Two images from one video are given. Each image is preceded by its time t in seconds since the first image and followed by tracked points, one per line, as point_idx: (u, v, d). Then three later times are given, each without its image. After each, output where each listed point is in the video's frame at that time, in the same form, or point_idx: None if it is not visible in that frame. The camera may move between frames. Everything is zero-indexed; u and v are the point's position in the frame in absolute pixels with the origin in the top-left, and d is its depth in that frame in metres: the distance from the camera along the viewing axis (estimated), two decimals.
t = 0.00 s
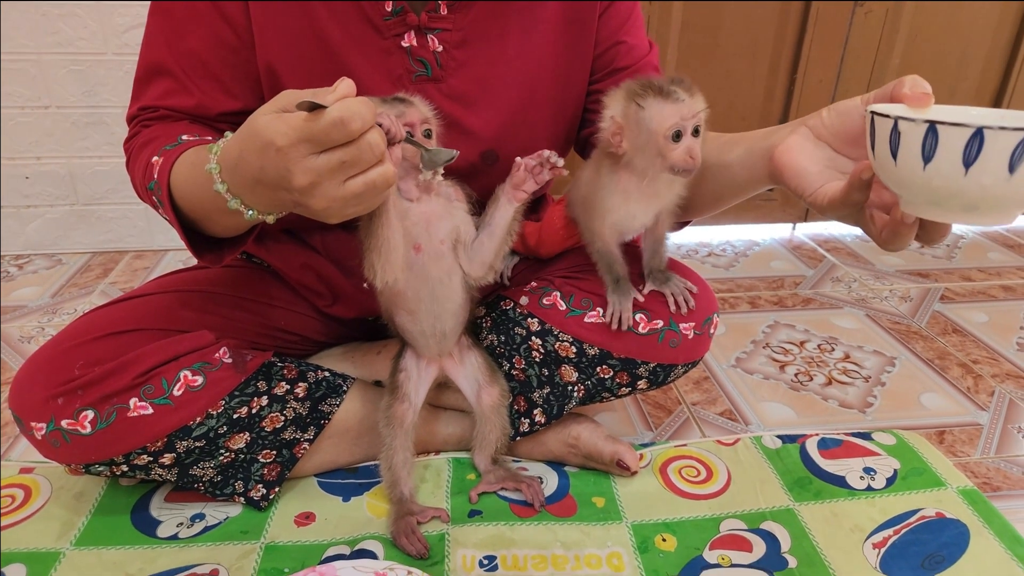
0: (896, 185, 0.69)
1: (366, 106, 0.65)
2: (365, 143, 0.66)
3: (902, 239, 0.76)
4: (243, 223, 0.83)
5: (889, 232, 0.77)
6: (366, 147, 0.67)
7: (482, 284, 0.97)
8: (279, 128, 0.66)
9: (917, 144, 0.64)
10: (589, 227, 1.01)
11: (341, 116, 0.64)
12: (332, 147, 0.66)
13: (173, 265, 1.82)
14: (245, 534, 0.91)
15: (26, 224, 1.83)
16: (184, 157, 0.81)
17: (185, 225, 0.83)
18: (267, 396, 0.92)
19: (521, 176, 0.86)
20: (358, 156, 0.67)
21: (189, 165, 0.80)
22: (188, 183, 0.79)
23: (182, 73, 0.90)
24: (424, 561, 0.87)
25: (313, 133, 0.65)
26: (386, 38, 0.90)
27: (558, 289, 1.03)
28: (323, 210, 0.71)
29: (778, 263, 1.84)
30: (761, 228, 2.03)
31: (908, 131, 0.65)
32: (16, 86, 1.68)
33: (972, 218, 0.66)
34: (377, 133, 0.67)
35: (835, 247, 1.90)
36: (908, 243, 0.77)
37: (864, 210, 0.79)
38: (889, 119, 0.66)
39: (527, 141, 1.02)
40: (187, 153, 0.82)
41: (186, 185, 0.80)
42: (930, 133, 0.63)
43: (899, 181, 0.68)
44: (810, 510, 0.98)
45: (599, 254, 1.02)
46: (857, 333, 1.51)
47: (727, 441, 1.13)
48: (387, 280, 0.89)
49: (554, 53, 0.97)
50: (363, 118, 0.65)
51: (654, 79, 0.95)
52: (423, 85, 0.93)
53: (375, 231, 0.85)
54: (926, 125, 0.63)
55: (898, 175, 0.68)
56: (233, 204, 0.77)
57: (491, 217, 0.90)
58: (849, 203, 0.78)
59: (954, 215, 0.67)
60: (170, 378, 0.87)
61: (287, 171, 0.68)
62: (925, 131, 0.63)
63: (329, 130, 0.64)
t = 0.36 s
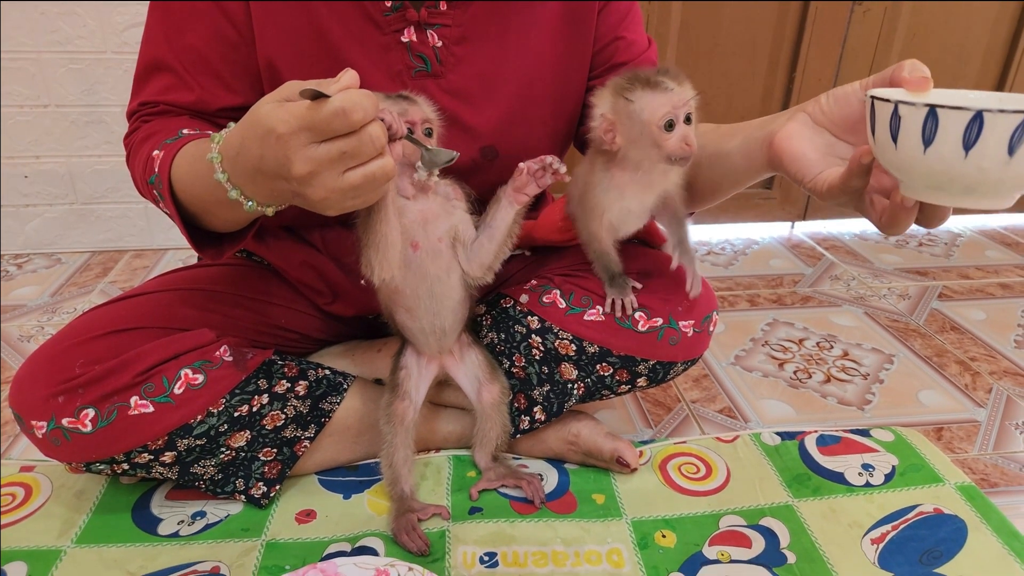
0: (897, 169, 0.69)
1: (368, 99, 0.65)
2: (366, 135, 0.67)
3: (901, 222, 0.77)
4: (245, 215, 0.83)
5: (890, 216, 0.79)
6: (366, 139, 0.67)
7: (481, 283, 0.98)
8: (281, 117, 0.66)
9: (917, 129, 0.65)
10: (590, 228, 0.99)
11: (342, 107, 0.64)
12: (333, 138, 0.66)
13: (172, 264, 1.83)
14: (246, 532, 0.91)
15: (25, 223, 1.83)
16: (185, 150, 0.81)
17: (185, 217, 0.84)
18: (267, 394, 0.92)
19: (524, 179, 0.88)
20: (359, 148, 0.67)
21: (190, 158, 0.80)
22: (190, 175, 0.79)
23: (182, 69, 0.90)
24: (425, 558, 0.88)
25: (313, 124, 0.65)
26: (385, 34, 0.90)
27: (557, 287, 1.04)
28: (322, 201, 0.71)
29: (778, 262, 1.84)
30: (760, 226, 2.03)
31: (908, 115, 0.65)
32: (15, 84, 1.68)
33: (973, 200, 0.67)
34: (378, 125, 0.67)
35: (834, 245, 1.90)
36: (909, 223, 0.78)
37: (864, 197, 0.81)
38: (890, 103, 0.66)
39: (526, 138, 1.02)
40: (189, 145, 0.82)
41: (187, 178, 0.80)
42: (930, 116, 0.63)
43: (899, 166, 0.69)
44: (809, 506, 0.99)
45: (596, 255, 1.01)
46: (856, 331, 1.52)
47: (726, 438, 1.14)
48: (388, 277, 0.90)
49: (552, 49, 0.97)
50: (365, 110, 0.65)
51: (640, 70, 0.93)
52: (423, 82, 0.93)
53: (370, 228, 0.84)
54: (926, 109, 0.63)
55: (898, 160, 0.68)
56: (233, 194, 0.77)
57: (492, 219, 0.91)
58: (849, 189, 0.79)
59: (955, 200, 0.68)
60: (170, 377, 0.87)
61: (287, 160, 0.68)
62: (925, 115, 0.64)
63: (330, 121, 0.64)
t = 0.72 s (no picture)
0: (910, 124, 0.70)
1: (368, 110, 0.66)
2: (365, 145, 0.68)
3: (914, 182, 0.78)
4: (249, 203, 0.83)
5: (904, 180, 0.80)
6: (364, 150, 0.68)
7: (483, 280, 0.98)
8: (279, 122, 0.66)
9: (933, 78, 0.65)
10: (599, 225, 0.98)
11: (343, 120, 0.65)
12: (331, 147, 0.67)
13: (174, 262, 1.84)
14: (249, 529, 0.91)
15: (26, 221, 1.82)
16: (192, 138, 0.81)
17: (192, 206, 0.84)
18: (271, 392, 0.92)
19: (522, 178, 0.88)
20: (357, 157, 0.68)
21: (197, 148, 0.80)
22: (198, 165, 0.79)
23: (187, 56, 0.91)
24: (427, 555, 0.88)
25: (312, 133, 0.66)
26: (387, 21, 0.90)
27: (560, 285, 1.04)
28: (317, 202, 0.73)
29: (779, 260, 1.85)
30: (761, 226, 2.04)
31: (925, 65, 0.65)
32: (16, 82, 1.67)
33: (989, 150, 0.67)
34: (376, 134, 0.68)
35: (835, 245, 1.90)
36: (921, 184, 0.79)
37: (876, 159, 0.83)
38: (907, 54, 0.67)
39: (530, 126, 1.02)
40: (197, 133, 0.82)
41: (195, 166, 0.80)
42: (947, 64, 0.63)
43: (912, 120, 0.70)
44: (811, 505, 0.99)
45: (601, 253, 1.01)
46: (857, 331, 1.52)
47: (728, 437, 1.14)
48: (391, 274, 0.90)
49: (554, 38, 0.97)
50: (364, 124, 0.66)
51: (631, 58, 0.93)
52: (425, 70, 0.93)
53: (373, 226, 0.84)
54: (944, 56, 0.63)
55: (915, 112, 0.68)
56: (239, 181, 0.76)
57: (491, 218, 0.92)
58: (859, 152, 0.82)
59: (968, 149, 0.68)
60: (174, 373, 0.88)
61: (284, 164, 0.69)
62: (942, 64, 0.64)
63: (329, 132, 0.65)
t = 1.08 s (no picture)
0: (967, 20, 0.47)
1: (359, 144, 0.66)
2: (359, 173, 0.69)
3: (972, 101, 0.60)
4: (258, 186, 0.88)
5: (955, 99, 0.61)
6: (358, 176, 0.69)
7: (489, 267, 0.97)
8: (278, 147, 0.69)
9: None
10: (603, 220, 0.96)
11: (332, 155, 0.65)
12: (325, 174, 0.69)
13: (173, 260, 1.84)
14: (250, 527, 0.91)
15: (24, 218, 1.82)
16: (203, 124, 0.85)
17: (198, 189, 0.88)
18: (272, 390, 0.93)
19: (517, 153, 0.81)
20: (351, 181, 0.70)
21: (209, 135, 0.83)
22: (208, 149, 0.83)
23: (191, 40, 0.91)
24: (428, 554, 0.88)
25: (306, 163, 0.68)
26: None
27: (561, 284, 1.04)
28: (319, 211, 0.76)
29: (779, 262, 1.81)
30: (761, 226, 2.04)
31: None
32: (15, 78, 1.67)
33: None
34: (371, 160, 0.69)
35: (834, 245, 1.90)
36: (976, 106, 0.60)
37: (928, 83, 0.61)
38: None
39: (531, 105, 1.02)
40: (207, 120, 0.85)
41: (207, 152, 0.84)
42: None
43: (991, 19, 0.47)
44: (810, 505, 0.99)
45: (606, 250, 1.00)
46: (858, 332, 1.52)
47: (728, 437, 1.14)
48: (394, 272, 0.90)
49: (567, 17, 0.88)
50: (354, 157, 0.66)
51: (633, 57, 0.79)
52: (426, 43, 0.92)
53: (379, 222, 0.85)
54: None
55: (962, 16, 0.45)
56: (243, 156, 0.80)
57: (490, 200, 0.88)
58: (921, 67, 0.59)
59: None
60: (176, 372, 0.88)
61: (285, 181, 0.72)
62: None
63: (314, 165, 0.67)
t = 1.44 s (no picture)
0: None
1: (336, 150, 0.68)
2: (341, 173, 0.71)
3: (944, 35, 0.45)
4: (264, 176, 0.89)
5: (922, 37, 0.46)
6: (341, 176, 0.72)
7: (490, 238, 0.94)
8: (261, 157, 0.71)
9: None
10: (584, 222, 0.99)
11: (310, 164, 0.68)
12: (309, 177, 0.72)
13: (170, 261, 1.84)
14: (247, 528, 0.91)
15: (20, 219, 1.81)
16: (207, 119, 0.85)
17: (204, 178, 0.89)
18: (269, 391, 0.92)
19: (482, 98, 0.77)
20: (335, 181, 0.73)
21: (213, 128, 0.84)
22: (213, 142, 0.83)
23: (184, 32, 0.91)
24: (425, 555, 0.88)
25: (289, 170, 0.71)
26: None
27: (557, 282, 1.04)
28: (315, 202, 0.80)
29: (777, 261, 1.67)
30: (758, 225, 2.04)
31: None
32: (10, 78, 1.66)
33: None
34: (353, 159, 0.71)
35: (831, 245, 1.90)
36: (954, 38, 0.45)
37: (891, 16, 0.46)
38: None
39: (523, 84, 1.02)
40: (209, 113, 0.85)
41: (212, 146, 0.84)
42: None
43: None
44: (808, 505, 0.99)
45: (594, 250, 1.02)
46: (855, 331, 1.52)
47: (726, 436, 1.14)
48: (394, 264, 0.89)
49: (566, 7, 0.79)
50: (330, 164, 0.69)
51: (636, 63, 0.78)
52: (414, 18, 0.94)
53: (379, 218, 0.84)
54: None
55: None
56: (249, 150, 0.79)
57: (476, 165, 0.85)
58: None
59: None
60: (172, 373, 0.88)
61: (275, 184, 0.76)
62: None
63: (294, 172, 0.70)
